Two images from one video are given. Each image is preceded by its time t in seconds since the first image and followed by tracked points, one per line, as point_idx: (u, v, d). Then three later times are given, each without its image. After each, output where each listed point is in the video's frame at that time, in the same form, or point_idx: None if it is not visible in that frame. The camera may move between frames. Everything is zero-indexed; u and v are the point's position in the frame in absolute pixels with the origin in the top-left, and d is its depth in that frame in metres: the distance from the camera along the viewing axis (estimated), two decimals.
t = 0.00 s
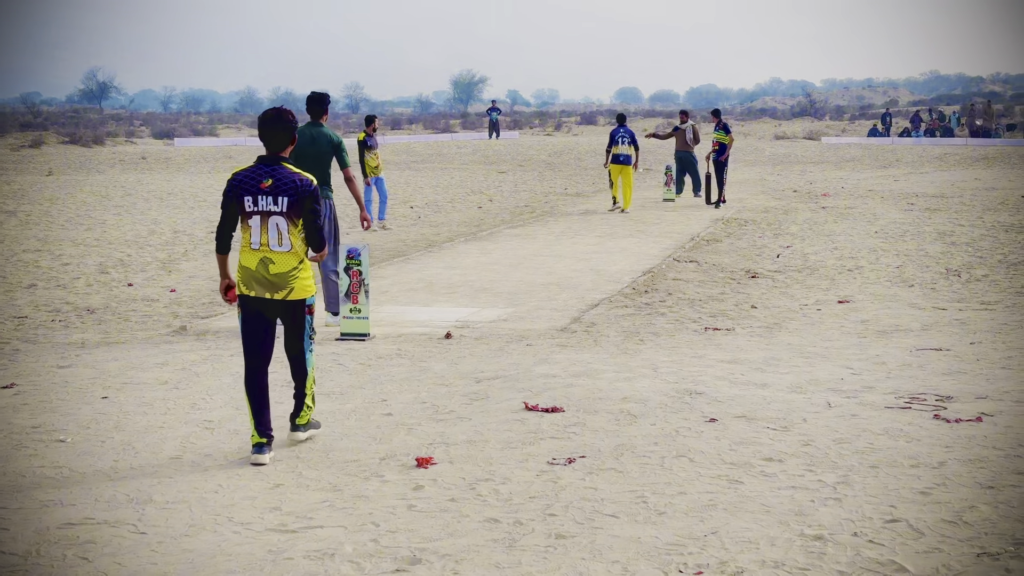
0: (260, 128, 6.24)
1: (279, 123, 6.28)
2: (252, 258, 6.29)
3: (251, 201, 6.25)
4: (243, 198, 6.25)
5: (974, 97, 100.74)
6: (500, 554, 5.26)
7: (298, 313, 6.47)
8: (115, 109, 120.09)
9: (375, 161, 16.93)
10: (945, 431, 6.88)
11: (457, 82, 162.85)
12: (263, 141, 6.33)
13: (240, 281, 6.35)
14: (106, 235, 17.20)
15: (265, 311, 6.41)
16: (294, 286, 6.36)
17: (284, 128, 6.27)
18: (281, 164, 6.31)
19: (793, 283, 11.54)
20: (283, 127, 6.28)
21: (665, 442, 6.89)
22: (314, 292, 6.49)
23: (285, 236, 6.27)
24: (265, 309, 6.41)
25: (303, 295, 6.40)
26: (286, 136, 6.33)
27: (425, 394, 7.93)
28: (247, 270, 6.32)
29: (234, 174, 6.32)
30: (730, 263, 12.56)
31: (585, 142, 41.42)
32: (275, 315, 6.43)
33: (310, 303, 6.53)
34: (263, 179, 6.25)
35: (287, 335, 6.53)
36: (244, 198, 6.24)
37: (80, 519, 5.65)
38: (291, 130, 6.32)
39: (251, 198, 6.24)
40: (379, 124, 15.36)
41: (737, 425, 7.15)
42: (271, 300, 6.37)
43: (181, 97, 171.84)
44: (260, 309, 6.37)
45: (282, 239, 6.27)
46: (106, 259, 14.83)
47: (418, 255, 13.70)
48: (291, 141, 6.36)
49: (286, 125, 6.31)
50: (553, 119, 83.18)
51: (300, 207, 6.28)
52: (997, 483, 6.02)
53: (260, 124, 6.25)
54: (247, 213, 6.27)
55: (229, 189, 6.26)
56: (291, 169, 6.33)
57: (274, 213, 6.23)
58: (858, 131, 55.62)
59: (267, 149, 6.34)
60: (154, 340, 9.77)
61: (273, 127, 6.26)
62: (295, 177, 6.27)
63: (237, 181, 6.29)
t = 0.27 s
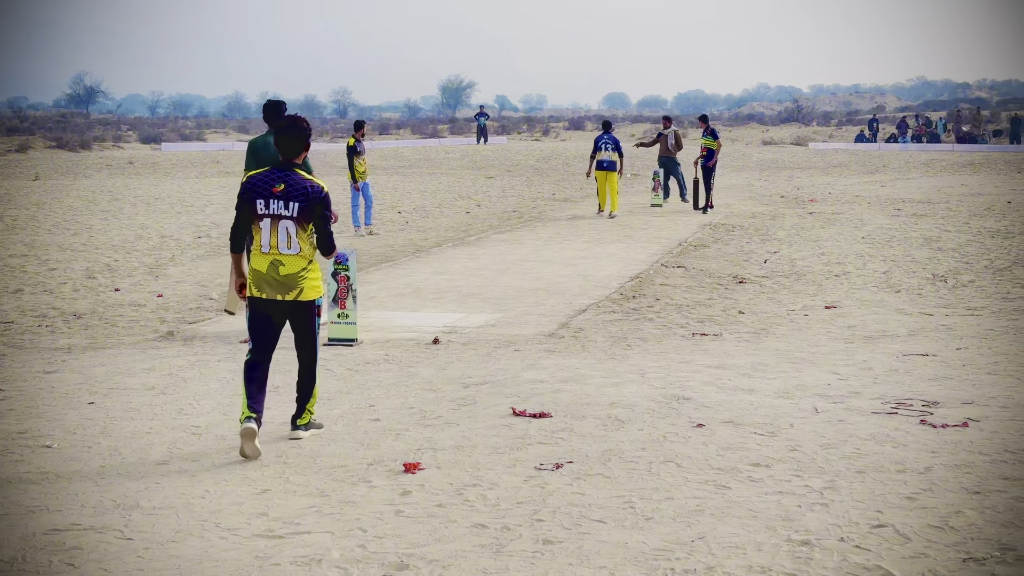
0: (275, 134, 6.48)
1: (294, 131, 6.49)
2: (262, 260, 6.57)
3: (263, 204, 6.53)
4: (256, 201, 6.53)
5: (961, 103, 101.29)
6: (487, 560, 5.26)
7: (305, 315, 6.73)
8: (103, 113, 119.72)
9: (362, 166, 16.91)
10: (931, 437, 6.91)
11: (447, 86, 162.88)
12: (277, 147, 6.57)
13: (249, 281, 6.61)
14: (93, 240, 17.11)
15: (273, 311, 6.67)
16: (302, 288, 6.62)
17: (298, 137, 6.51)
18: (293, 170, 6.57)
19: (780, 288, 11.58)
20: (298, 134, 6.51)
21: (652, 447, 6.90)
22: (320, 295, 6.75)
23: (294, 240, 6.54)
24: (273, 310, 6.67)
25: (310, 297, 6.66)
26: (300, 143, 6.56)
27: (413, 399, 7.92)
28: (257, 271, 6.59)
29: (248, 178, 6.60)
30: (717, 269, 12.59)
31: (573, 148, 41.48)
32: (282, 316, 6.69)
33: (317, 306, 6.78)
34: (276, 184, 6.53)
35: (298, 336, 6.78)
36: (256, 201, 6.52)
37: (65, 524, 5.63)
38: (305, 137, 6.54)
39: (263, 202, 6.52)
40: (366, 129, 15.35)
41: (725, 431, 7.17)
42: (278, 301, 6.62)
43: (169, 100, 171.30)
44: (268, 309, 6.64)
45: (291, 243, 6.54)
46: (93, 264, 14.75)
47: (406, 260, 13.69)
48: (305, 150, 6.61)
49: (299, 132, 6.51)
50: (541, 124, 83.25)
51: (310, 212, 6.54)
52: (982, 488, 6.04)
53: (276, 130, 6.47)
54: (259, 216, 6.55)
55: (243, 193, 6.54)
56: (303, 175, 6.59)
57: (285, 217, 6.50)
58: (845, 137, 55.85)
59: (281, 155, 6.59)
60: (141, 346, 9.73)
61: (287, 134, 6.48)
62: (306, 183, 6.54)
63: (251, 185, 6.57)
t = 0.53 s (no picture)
0: (282, 135, 6.88)
1: (301, 131, 6.89)
2: (269, 256, 6.91)
3: (271, 202, 6.90)
4: (264, 199, 6.90)
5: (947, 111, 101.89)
6: (472, 567, 5.26)
7: (307, 311, 6.99)
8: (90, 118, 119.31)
9: (348, 172, 16.88)
10: (916, 444, 6.94)
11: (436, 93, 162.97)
12: (286, 148, 6.97)
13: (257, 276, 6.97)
14: (79, 246, 17.02)
15: (278, 306, 6.98)
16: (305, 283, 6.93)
17: (305, 139, 6.92)
18: (300, 170, 6.94)
19: (766, 296, 11.61)
20: (305, 135, 6.90)
21: (638, 455, 6.91)
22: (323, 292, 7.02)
23: (298, 236, 6.87)
24: (278, 305, 6.97)
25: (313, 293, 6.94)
26: (308, 144, 6.95)
27: (399, 406, 7.90)
28: (264, 267, 6.93)
29: (258, 177, 6.99)
30: (704, 276, 12.62)
31: (561, 155, 41.49)
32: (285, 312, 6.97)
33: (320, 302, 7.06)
34: (283, 183, 6.89)
35: (297, 334, 7.00)
36: (264, 199, 6.89)
37: (50, 532, 5.61)
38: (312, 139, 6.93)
39: (271, 199, 6.89)
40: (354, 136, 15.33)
41: (710, 438, 7.18)
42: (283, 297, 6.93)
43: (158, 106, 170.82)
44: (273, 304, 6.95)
45: (296, 239, 6.87)
46: (79, 271, 14.68)
47: (393, 267, 13.67)
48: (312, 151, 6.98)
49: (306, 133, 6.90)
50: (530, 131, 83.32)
51: (315, 210, 6.87)
52: (967, 496, 6.07)
53: (283, 131, 6.87)
54: (267, 214, 6.92)
55: (253, 191, 6.93)
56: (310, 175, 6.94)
57: (291, 214, 6.85)
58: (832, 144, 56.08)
59: (290, 155, 6.98)
60: (127, 352, 9.68)
61: (294, 135, 6.88)
62: (312, 182, 6.88)
63: (260, 184, 6.95)
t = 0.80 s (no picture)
0: (286, 146, 6.93)
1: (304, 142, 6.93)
2: (275, 265, 7.00)
3: (278, 212, 6.97)
4: (271, 209, 6.96)
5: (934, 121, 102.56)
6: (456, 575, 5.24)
7: (311, 318, 7.04)
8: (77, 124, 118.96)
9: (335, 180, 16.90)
10: (900, 453, 6.96)
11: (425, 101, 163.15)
12: (291, 158, 7.01)
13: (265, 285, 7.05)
14: (65, 252, 16.95)
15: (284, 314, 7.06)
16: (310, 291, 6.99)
17: (307, 148, 6.95)
18: (305, 180, 7.00)
19: (752, 304, 11.65)
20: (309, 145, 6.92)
21: (623, 462, 6.92)
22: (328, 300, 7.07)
23: (304, 245, 6.93)
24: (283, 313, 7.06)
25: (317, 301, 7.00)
26: (312, 154, 6.99)
27: (384, 413, 7.89)
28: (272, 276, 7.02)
29: (265, 188, 7.07)
30: (690, 284, 12.65)
31: (550, 163, 41.56)
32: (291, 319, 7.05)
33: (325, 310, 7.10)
34: (289, 193, 6.95)
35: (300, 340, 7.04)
36: (271, 209, 6.97)
37: (32, 539, 5.60)
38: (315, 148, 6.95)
39: (277, 209, 6.96)
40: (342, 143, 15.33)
41: (696, 446, 7.19)
42: (291, 304, 7.01)
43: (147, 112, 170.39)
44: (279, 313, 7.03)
45: (302, 247, 6.94)
46: (65, 277, 14.61)
47: (380, 274, 13.66)
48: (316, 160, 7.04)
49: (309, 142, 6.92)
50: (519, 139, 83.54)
51: (320, 218, 6.92)
52: (951, 504, 6.09)
53: (287, 142, 6.92)
54: (274, 224, 7.00)
55: (259, 202, 7.01)
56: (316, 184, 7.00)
57: (297, 223, 6.92)
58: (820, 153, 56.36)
59: (295, 166, 7.03)
60: (112, 358, 9.64)
61: (298, 146, 6.92)
62: (317, 191, 6.94)
63: (267, 194, 7.04)
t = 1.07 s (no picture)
0: (293, 142, 7.29)
1: (310, 138, 7.30)
2: (286, 256, 7.34)
3: (287, 205, 7.32)
4: (280, 202, 7.30)
5: (920, 133, 103.19)
6: None
7: (324, 305, 7.41)
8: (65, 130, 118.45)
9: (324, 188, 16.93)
10: (888, 460, 6.98)
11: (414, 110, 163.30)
12: (298, 154, 7.37)
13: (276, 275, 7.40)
14: (52, 257, 16.85)
15: (296, 303, 7.41)
16: (321, 279, 7.36)
17: (311, 142, 7.28)
18: (313, 174, 7.37)
19: (740, 312, 11.68)
20: (315, 141, 7.29)
21: (611, 468, 6.92)
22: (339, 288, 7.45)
23: (314, 236, 7.31)
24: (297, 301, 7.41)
25: (329, 289, 7.37)
26: (318, 150, 7.38)
27: (372, 418, 7.86)
28: (283, 266, 7.36)
29: (273, 183, 7.41)
30: (678, 292, 12.68)
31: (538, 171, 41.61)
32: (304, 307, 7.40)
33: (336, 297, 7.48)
34: (298, 186, 7.31)
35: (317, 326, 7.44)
36: (280, 202, 7.31)
37: (18, 543, 5.58)
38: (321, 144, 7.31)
39: (286, 202, 7.32)
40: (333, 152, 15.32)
41: (683, 452, 7.20)
42: (303, 293, 7.37)
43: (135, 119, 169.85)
44: (293, 301, 7.38)
45: (312, 238, 7.30)
46: (51, 282, 14.53)
47: (368, 281, 13.63)
48: (321, 154, 7.39)
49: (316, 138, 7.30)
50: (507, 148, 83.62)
51: (329, 209, 7.30)
52: (938, 511, 6.11)
53: (294, 139, 7.27)
54: (283, 216, 7.34)
55: (269, 195, 7.35)
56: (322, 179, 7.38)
57: (306, 215, 7.29)
58: (808, 163, 56.57)
59: (301, 161, 7.40)
60: (99, 363, 9.59)
61: (305, 142, 7.29)
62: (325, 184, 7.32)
63: (275, 189, 7.38)
